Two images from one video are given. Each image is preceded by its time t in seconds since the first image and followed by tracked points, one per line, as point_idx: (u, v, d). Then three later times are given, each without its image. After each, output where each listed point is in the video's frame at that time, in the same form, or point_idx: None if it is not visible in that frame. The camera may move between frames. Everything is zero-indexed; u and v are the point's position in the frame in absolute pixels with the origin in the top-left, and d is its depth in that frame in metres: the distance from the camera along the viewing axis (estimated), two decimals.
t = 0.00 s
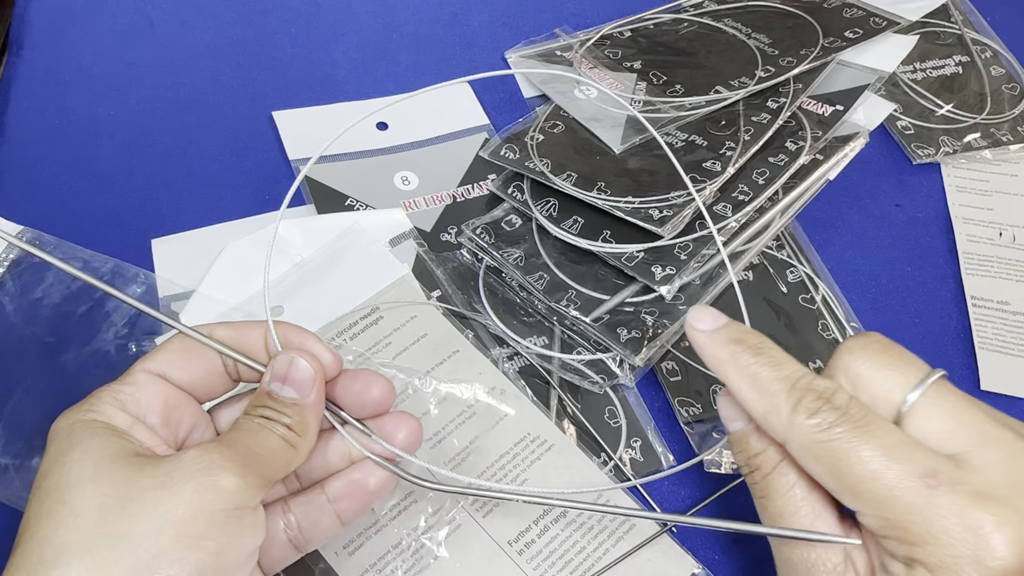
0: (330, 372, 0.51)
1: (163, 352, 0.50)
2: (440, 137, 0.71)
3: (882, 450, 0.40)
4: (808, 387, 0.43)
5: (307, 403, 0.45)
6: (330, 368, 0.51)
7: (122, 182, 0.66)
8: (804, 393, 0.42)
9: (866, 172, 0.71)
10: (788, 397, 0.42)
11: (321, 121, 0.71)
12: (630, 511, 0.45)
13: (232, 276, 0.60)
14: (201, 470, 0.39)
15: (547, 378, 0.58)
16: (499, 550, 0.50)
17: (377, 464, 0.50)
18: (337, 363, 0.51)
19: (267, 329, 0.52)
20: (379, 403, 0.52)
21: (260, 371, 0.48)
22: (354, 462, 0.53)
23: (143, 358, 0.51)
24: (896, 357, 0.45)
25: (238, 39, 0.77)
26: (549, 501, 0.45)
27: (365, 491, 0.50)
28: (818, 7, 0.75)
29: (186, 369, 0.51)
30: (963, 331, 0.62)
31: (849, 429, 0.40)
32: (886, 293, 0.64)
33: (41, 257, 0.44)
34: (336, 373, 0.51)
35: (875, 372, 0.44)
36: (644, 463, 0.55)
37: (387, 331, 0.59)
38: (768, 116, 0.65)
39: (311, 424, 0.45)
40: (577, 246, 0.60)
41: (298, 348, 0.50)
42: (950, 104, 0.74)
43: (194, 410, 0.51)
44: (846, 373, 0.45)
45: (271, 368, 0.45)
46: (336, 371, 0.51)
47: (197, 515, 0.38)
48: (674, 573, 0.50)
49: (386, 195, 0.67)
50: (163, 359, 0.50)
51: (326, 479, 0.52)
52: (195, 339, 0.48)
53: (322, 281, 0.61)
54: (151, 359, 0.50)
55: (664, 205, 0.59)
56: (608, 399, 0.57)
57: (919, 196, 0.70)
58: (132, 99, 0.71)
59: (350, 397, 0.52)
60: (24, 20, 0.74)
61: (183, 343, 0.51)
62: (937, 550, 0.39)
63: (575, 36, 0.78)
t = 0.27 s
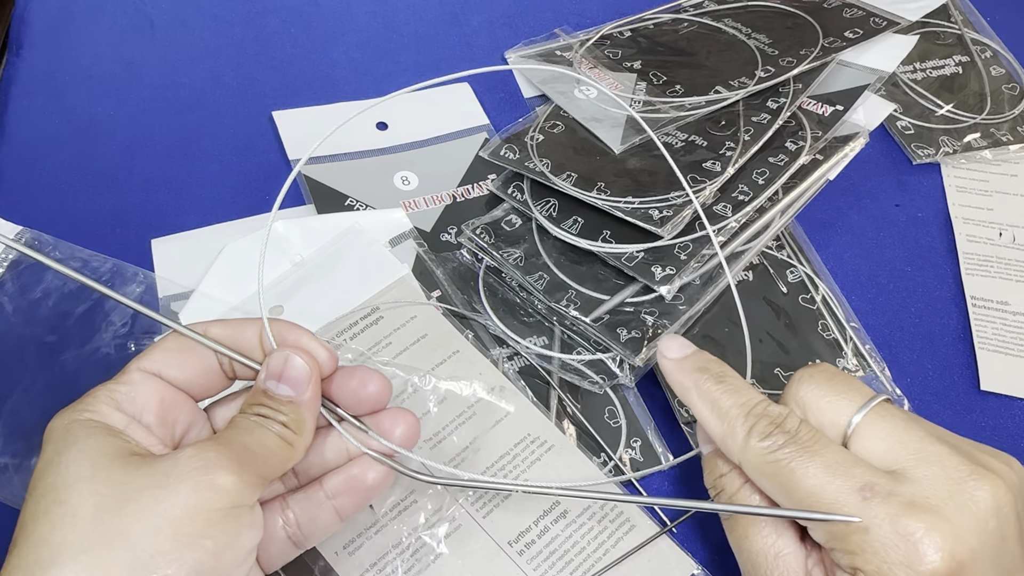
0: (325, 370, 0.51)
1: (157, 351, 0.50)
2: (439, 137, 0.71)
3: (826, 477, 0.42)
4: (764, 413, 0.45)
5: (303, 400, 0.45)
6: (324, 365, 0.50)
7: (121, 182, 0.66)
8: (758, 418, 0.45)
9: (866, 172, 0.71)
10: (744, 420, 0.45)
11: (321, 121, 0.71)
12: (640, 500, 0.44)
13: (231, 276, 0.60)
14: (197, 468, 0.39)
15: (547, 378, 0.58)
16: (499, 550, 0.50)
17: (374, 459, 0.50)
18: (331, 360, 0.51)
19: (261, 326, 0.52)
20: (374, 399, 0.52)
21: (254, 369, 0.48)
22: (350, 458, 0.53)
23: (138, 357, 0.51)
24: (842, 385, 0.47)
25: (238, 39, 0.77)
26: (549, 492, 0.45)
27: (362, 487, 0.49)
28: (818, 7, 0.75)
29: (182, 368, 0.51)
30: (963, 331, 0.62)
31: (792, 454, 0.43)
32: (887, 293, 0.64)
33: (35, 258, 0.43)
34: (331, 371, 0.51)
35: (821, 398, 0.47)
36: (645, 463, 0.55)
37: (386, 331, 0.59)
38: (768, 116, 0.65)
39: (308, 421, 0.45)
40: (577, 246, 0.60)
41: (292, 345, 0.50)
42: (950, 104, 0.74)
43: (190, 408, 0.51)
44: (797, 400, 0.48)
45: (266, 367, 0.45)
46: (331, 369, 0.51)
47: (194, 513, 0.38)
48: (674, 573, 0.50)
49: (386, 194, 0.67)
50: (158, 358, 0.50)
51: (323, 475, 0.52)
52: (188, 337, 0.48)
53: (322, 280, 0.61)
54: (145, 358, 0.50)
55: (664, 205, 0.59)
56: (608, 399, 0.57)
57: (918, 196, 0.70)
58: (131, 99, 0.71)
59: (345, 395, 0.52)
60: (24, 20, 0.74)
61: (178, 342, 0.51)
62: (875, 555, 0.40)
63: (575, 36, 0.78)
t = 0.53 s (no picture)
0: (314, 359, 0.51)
1: (147, 348, 0.50)
2: (439, 137, 0.71)
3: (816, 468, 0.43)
4: (763, 401, 0.44)
5: (293, 389, 0.45)
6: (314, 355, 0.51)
7: (120, 181, 0.66)
8: (757, 407, 0.44)
9: (866, 172, 0.71)
10: (743, 408, 0.44)
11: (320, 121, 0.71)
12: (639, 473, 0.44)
13: (230, 275, 0.60)
14: (186, 461, 0.39)
15: (547, 378, 0.58)
16: (499, 550, 0.50)
17: (368, 446, 0.50)
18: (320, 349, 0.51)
19: (250, 318, 0.51)
20: (366, 387, 0.52)
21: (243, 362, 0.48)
22: (344, 446, 0.53)
23: (128, 355, 0.51)
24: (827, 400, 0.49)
25: (238, 39, 0.77)
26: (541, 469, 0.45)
27: (357, 474, 0.50)
28: (818, 7, 0.75)
29: (173, 364, 0.51)
30: (963, 331, 0.62)
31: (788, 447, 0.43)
32: (887, 293, 0.64)
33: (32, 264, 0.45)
34: (321, 359, 0.52)
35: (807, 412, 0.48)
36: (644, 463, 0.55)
37: (386, 332, 0.59)
38: (768, 116, 0.65)
39: (299, 411, 0.45)
40: (577, 246, 0.60)
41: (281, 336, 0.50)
42: (950, 104, 0.74)
43: (180, 403, 0.51)
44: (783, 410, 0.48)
45: (255, 358, 0.45)
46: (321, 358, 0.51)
47: (184, 507, 0.38)
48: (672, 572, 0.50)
49: (386, 194, 0.67)
50: (148, 355, 0.50)
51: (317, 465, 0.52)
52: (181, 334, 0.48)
53: (321, 280, 0.61)
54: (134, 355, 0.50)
55: (664, 205, 0.59)
56: (608, 399, 0.57)
57: (919, 196, 0.70)
58: (131, 99, 0.71)
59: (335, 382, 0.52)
60: (24, 20, 0.74)
61: (167, 338, 0.51)
62: (862, 562, 0.41)
63: (575, 36, 0.78)
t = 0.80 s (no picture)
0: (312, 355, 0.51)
1: (146, 347, 0.50)
2: (439, 137, 0.71)
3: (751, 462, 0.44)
4: (711, 412, 0.47)
5: (291, 386, 0.45)
6: (311, 352, 0.51)
7: (120, 181, 0.66)
8: (706, 417, 0.47)
9: (866, 172, 0.71)
10: (693, 417, 0.47)
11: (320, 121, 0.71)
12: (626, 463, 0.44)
13: (229, 275, 0.60)
14: (184, 458, 0.39)
15: (547, 378, 0.58)
16: (499, 550, 0.50)
17: (367, 442, 0.50)
18: (319, 347, 0.51)
19: (248, 317, 0.51)
20: (363, 384, 0.52)
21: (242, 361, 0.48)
22: (343, 442, 0.53)
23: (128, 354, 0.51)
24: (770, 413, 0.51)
25: (238, 40, 0.77)
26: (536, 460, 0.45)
27: (356, 470, 0.50)
28: (818, 7, 0.75)
29: (172, 364, 0.51)
30: (963, 331, 0.62)
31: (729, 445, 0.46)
32: (887, 293, 0.64)
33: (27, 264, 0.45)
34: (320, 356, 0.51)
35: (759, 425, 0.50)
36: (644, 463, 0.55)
37: (386, 332, 0.59)
38: (767, 117, 0.65)
39: (297, 408, 0.45)
40: (578, 247, 0.60)
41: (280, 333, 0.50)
42: (950, 104, 0.74)
43: (179, 403, 0.51)
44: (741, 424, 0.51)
45: (253, 355, 0.45)
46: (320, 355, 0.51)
47: (182, 504, 0.38)
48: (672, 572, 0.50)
49: (385, 194, 0.67)
50: (147, 354, 0.50)
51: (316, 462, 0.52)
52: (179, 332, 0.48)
53: (321, 279, 0.61)
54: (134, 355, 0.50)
55: (664, 206, 0.59)
56: (608, 398, 0.57)
57: (919, 196, 0.70)
58: (131, 99, 0.71)
59: (333, 378, 0.52)
60: (24, 21, 0.74)
61: (166, 337, 0.51)
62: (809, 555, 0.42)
63: (575, 36, 0.78)
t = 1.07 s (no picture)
0: (314, 359, 0.51)
1: (148, 349, 0.50)
2: (440, 137, 0.71)
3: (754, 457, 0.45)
4: (721, 404, 0.47)
5: (294, 389, 0.45)
6: (313, 355, 0.51)
7: (120, 182, 0.66)
8: (715, 409, 0.47)
9: (866, 172, 0.71)
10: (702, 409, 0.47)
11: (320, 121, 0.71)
12: (635, 469, 0.44)
13: (229, 275, 0.60)
14: (185, 461, 0.39)
15: (547, 378, 0.58)
16: (499, 549, 0.50)
17: (369, 445, 0.50)
18: (321, 350, 0.51)
19: (251, 320, 0.52)
20: (366, 386, 0.52)
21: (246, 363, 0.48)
22: (346, 445, 0.53)
23: (131, 357, 0.51)
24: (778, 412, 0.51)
25: (238, 40, 0.77)
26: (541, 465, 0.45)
27: (358, 474, 0.50)
28: (818, 7, 0.75)
29: (175, 366, 0.51)
30: (963, 331, 0.62)
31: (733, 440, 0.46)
32: (887, 293, 0.64)
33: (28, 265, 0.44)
34: (322, 360, 0.52)
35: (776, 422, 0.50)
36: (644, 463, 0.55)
37: (385, 332, 0.59)
38: (767, 117, 0.65)
39: (300, 411, 0.45)
40: (577, 246, 0.60)
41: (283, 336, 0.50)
42: (950, 104, 0.74)
43: (182, 406, 0.51)
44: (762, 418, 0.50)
45: (255, 358, 0.45)
46: (322, 358, 0.51)
47: (184, 506, 0.38)
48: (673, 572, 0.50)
49: (385, 194, 0.67)
50: (150, 357, 0.50)
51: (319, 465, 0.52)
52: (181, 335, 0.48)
53: (321, 279, 0.61)
54: (137, 358, 0.50)
55: (664, 206, 0.59)
56: (608, 399, 0.57)
57: (919, 196, 0.70)
58: (131, 99, 0.71)
59: (337, 382, 0.52)
60: (24, 21, 0.74)
61: (169, 339, 0.51)
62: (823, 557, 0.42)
63: (575, 36, 0.78)
